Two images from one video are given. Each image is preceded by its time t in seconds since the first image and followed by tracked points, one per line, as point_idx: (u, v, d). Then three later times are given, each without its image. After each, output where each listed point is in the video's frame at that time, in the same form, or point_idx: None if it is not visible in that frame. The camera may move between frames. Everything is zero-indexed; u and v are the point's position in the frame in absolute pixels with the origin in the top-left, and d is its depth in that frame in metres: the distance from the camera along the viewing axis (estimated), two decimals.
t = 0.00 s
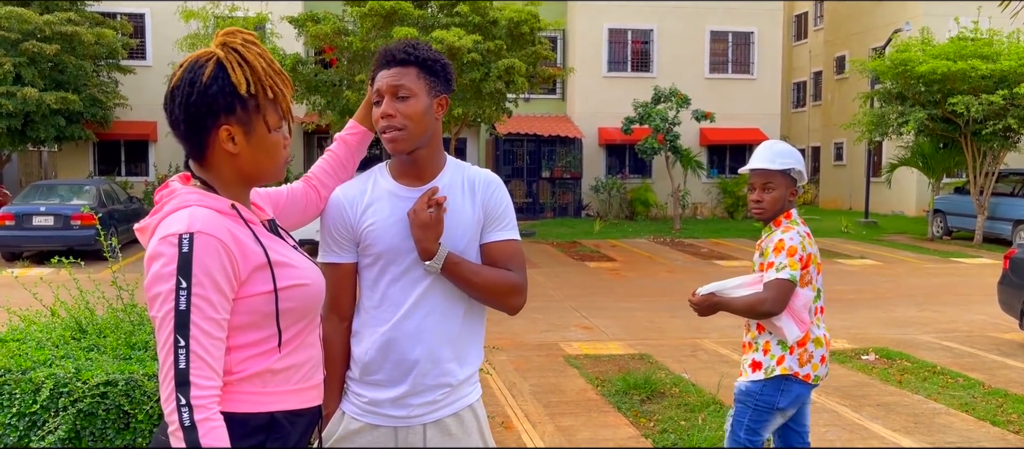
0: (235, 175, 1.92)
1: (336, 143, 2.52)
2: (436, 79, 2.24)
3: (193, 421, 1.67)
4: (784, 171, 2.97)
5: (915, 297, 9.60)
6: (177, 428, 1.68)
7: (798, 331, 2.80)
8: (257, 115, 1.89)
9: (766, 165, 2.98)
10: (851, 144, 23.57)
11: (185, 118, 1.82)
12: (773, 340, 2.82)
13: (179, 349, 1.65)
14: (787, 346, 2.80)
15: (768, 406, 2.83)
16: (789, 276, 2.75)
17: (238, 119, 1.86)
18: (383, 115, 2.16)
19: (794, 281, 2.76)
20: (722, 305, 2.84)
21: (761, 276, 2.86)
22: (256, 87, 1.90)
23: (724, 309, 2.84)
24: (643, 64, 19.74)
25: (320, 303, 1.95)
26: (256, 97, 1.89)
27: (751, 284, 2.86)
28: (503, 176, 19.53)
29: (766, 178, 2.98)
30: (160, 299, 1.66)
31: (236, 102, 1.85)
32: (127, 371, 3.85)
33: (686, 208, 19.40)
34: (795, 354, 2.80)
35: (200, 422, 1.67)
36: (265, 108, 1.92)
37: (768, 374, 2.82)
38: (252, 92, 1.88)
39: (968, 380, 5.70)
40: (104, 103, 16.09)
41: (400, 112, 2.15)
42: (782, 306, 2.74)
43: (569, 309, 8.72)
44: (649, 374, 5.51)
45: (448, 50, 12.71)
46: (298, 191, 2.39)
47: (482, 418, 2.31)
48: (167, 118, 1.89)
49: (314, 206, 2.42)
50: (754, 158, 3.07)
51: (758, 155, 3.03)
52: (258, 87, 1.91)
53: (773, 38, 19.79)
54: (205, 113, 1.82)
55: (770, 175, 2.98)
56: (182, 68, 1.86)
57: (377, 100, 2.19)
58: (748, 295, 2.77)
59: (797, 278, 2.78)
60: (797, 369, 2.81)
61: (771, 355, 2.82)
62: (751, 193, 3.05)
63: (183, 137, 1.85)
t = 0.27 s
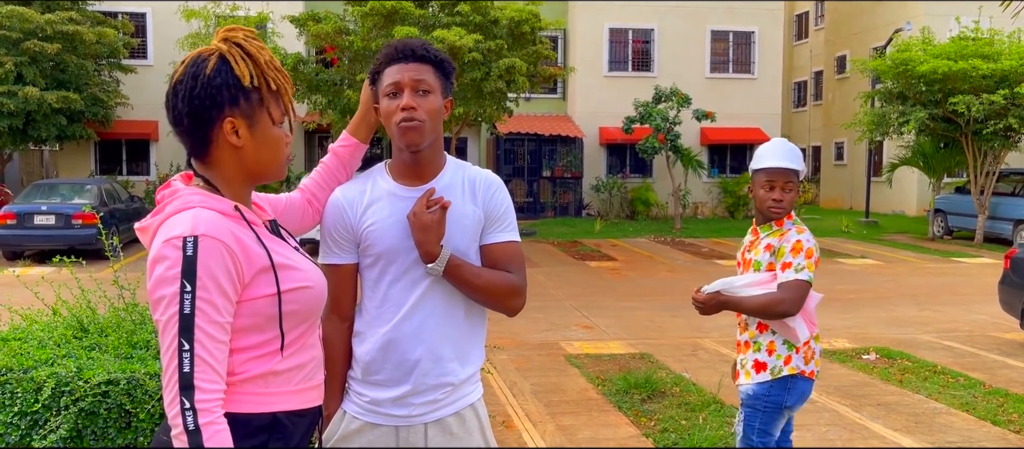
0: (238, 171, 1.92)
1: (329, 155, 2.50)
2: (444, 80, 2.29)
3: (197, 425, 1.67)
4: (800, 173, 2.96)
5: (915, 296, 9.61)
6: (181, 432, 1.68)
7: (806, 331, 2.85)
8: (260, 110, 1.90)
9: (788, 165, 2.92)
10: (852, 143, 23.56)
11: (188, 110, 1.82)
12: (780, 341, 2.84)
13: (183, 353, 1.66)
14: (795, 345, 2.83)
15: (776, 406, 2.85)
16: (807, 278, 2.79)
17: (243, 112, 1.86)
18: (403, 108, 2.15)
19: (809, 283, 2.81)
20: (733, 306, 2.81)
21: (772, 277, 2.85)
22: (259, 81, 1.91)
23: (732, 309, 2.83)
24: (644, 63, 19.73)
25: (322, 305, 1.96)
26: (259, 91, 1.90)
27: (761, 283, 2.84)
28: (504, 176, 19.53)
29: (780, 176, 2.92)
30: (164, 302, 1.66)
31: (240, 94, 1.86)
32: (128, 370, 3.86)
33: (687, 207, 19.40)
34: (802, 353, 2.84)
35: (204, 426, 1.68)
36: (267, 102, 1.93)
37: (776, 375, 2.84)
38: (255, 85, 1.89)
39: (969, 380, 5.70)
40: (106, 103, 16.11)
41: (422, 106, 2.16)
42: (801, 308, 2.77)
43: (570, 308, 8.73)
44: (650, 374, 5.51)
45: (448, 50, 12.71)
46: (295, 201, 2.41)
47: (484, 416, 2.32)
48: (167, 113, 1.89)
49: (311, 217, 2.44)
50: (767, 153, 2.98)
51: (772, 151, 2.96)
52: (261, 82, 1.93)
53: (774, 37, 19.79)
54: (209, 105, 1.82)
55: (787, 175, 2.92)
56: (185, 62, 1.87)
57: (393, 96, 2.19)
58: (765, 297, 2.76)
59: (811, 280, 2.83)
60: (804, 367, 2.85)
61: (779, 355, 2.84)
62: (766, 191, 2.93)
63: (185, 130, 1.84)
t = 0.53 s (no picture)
0: (243, 171, 1.91)
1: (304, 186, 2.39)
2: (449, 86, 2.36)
3: (200, 433, 1.67)
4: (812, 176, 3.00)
5: (916, 297, 9.61)
6: (183, 440, 1.68)
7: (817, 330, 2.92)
8: (268, 108, 1.91)
9: (807, 168, 2.96)
10: (853, 144, 23.55)
11: (197, 108, 1.81)
12: (795, 343, 2.88)
13: (186, 361, 1.66)
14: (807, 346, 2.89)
15: (793, 406, 2.89)
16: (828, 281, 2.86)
17: (251, 110, 1.86)
18: (433, 114, 2.19)
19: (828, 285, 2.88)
20: (757, 308, 2.79)
21: (790, 279, 2.85)
22: (265, 80, 1.93)
23: (752, 311, 2.82)
24: (645, 63, 19.73)
25: (324, 310, 1.95)
26: (267, 89, 1.91)
27: (781, 286, 2.83)
28: (505, 176, 19.54)
29: (800, 179, 2.94)
30: (167, 310, 1.66)
31: (249, 92, 1.86)
32: (130, 370, 3.86)
33: (687, 208, 19.40)
34: (812, 352, 2.91)
35: (208, 434, 1.68)
36: (274, 101, 1.94)
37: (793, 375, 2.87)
38: (262, 83, 1.90)
39: (970, 381, 5.70)
40: (107, 103, 16.12)
41: (448, 113, 2.22)
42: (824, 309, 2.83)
43: (571, 308, 8.74)
44: (651, 374, 5.51)
45: (449, 50, 12.71)
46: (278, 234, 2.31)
47: (487, 416, 2.32)
48: (171, 112, 1.86)
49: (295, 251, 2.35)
50: (784, 158, 2.98)
51: (791, 157, 2.98)
52: (267, 82, 1.94)
53: (775, 38, 19.78)
54: (219, 102, 1.81)
55: (801, 177, 2.95)
56: (190, 62, 1.86)
57: (420, 100, 2.20)
58: (792, 299, 2.77)
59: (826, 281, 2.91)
60: (812, 365, 2.92)
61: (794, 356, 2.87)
62: (790, 193, 2.91)
63: (192, 128, 1.83)
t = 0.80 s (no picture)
0: (251, 171, 1.91)
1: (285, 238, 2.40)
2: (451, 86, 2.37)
3: (212, 436, 1.67)
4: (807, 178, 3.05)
5: (918, 298, 9.60)
6: (195, 443, 1.68)
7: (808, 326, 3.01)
8: (276, 108, 1.91)
9: (804, 170, 3.00)
10: (855, 145, 23.53)
11: (207, 108, 1.80)
12: (797, 341, 2.93)
13: (199, 364, 1.66)
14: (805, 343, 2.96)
15: (799, 402, 2.94)
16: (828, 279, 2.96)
17: (260, 110, 1.87)
18: (439, 116, 2.20)
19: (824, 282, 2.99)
20: (785, 310, 2.79)
21: (801, 279, 2.89)
22: (273, 80, 1.94)
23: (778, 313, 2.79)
24: (647, 64, 19.73)
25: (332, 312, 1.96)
26: (274, 89, 1.92)
27: (794, 285, 2.85)
28: (506, 176, 19.55)
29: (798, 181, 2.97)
30: (179, 313, 1.66)
31: (258, 92, 1.87)
32: (132, 370, 3.86)
33: (689, 208, 19.38)
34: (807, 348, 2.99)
35: (220, 437, 1.68)
36: (281, 101, 1.95)
37: (799, 372, 2.93)
38: (270, 83, 1.91)
39: (972, 382, 5.70)
40: (109, 103, 16.13)
41: (452, 117, 2.23)
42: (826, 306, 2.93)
43: (572, 309, 8.73)
44: (653, 375, 5.51)
45: (451, 51, 12.72)
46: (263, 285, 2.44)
47: (487, 415, 2.33)
48: (177, 112, 1.85)
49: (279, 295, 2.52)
50: (784, 158, 2.99)
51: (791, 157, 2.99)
52: (274, 82, 1.94)
53: (777, 38, 19.78)
54: (230, 102, 1.82)
55: (799, 180, 3.00)
56: (196, 61, 1.86)
57: (428, 101, 2.21)
58: (813, 299, 2.81)
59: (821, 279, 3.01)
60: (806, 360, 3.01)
61: (798, 354, 2.93)
62: (794, 194, 2.93)
63: (201, 129, 1.82)
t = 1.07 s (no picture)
0: (258, 169, 1.91)
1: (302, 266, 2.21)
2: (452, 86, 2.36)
3: (229, 435, 1.67)
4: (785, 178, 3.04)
5: (919, 300, 9.59)
6: (210, 442, 1.67)
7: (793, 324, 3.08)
8: (281, 107, 1.92)
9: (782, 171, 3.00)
10: (857, 146, 23.50)
11: (214, 108, 1.80)
12: (791, 339, 2.97)
13: (210, 362, 1.65)
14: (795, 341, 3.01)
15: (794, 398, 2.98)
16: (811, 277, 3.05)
17: (266, 109, 1.87)
18: (439, 116, 2.20)
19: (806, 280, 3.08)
20: (789, 314, 2.84)
21: (794, 279, 2.96)
22: (277, 79, 1.94)
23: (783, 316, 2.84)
24: (648, 65, 19.73)
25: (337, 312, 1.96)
26: (279, 89, 1.93)
27: (789, 287, 2.91)
28: (508, 177, 19.56)
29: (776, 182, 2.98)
30: (187, 312, 1.65)
31: (263, 91, 1.87)
32: (134, 371, 3.87)
33: (690, 210, 19.37)
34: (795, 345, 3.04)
35: (235, 435, 1.68)
36: (285, 101, 1.95)
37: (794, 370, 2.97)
38: (275, 82, 1.92)
39: (974, 384, 5.69)
40: (111, 104, 16.15)
41: (452, 117, 2.23)
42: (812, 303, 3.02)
43: (573, 310, 8.73)
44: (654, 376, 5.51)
45: (453, 52, 12.74)
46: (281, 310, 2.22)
47: (487, 415, 2.33)
48: (183, 113, 1.85)
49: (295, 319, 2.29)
50: (763, 160, 3.01)
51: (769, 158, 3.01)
52: (278, 80, 1.95)
53: (778, 39, 19.78)
54: (236, 102, 1.82)
55: (778, 180, 2.98)
56: (200, 62, 1.85)
57: (428, 100, 2.21)
58: (810, 299, 2.88)
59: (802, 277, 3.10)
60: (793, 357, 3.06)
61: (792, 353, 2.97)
62: (771, 195, 2.95)
63: (208, 128, 1.82)
